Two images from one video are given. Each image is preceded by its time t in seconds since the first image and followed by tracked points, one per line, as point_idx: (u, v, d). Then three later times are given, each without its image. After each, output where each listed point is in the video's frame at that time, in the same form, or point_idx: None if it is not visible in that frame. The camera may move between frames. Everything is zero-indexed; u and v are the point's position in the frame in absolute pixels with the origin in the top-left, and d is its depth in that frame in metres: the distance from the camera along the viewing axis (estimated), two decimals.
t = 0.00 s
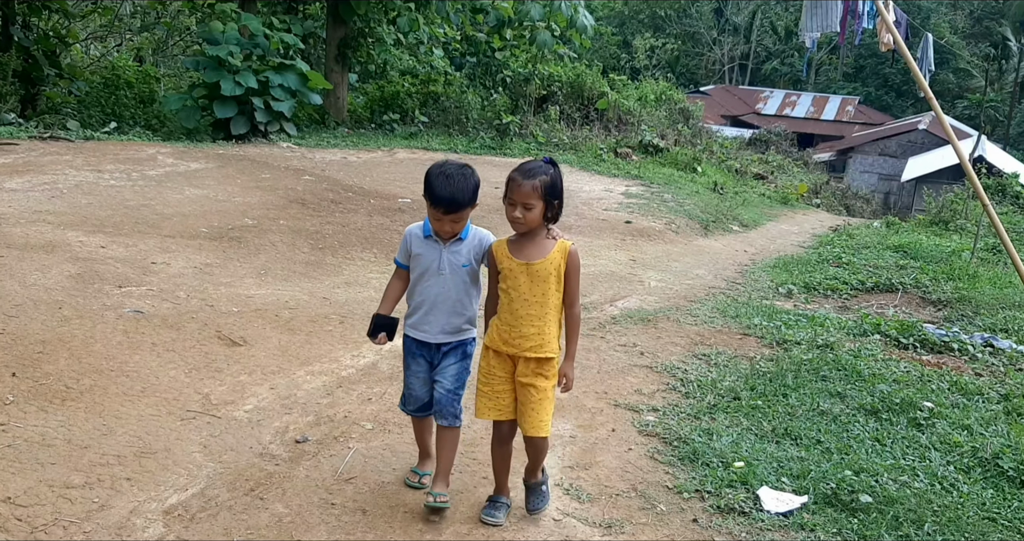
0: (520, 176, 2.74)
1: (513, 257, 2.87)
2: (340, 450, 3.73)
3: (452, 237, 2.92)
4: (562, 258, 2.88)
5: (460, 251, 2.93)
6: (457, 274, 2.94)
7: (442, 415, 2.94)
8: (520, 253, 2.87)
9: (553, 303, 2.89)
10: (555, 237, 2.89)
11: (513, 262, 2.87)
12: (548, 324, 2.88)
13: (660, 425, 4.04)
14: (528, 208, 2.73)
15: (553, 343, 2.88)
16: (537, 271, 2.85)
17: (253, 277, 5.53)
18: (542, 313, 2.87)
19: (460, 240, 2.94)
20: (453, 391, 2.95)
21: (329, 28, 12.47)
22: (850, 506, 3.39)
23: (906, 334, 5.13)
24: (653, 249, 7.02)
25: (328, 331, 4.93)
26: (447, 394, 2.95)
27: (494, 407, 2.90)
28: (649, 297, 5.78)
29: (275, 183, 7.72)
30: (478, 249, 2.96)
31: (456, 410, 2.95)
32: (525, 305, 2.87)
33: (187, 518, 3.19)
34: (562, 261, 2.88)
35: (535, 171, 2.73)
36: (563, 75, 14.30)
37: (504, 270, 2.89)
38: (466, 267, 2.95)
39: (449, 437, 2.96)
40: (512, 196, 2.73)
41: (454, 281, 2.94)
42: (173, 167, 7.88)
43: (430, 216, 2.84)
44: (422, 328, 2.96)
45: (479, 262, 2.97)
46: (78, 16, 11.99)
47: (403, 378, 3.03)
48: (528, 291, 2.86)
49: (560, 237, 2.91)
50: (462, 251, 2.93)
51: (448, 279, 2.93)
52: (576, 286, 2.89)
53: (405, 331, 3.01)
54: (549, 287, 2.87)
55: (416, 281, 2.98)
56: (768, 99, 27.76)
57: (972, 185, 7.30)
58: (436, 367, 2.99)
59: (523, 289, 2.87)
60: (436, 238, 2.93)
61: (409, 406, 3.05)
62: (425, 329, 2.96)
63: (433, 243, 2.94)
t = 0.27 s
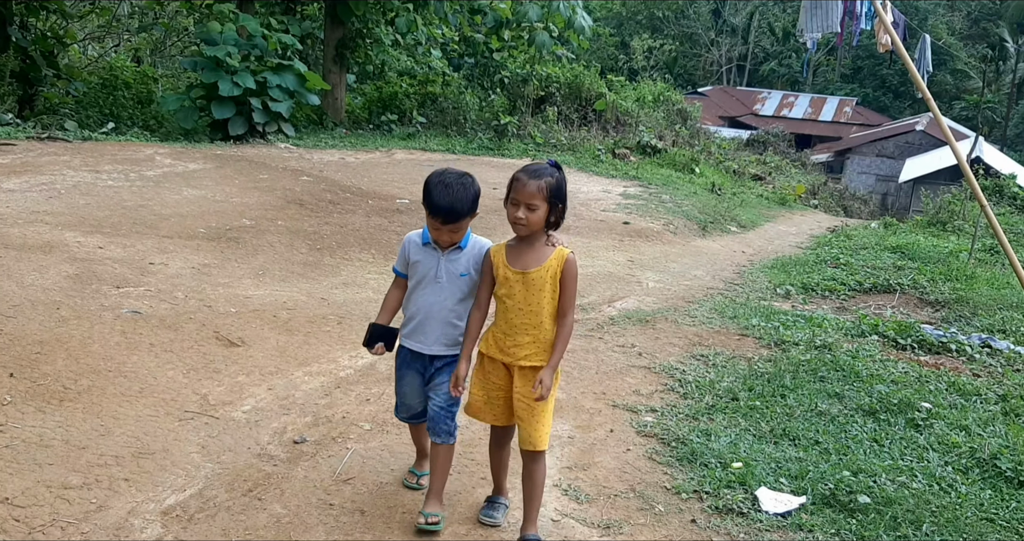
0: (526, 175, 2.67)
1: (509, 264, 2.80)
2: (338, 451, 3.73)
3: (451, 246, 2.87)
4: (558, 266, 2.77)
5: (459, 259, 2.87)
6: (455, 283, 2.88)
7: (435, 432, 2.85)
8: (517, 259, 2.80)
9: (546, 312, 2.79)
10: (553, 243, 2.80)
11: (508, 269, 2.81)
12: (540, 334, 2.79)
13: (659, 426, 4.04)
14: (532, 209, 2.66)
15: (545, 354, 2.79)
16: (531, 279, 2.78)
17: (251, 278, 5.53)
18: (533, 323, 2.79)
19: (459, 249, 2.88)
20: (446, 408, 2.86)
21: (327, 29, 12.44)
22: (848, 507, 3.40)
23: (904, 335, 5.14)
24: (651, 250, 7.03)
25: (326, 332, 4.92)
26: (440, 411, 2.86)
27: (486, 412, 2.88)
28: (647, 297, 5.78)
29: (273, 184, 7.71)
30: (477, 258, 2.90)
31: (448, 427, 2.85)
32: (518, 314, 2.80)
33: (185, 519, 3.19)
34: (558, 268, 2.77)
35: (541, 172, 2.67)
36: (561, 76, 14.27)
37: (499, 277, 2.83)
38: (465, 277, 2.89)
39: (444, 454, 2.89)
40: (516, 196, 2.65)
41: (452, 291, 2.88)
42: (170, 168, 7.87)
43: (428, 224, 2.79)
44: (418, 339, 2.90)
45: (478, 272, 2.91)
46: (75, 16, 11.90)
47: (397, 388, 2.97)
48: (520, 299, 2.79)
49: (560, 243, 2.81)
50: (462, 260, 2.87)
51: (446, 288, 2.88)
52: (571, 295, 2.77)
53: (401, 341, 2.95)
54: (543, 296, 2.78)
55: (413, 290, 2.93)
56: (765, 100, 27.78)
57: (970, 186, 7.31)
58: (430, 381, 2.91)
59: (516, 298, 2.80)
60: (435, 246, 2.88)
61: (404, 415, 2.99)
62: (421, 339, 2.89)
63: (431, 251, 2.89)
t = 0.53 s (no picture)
0: (538, 178, 2.66)
1: (512, 269, 2.78)
2: (337, 451, 3.73)
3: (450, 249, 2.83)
4: (559, 276, 2.73)
5: (458, 262, 2.83)
6: (454, 287, 2.83)
7: (439, 443, 2.83)
8: (521, 265, 2.77)
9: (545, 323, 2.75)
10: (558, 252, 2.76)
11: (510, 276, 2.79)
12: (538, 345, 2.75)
13: (658, 426, 4.04)
14: (543, 213, 2.64)
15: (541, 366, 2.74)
16: (530, 287, 2.75)
17: (250, 279, 5.53)
18: (531, 334, 2.75)
19: (459, 252, 2.84)
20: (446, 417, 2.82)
21: (325, 29, 12.45)
22: (847, 507, 3.40)
23: (903, 335, 5.14)
24: (650, 250, 7.03)
25: (325, 332, 4.92)
26: (441, 421, 2.82)
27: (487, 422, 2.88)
28: (645, 298, 5.78)
29: (272, 184, 7.71)
30: (478, 261, 2.85)
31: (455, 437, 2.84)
32: (517, 323, 2.77)
33: (184, 519, 3.18)
34: (559, 279, 2.73)
35: (552, 176, 2.66)
36: (559, 76, 14.27)
37: (501, 284, 2.81)
38: (464, 281, 2.84)
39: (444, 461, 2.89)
40: (526, 198, 2.65)
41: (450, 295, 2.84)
42: (169, 168, 7.87)
43: (428, 228, 2.76)
44: (414, 344, 2.85)
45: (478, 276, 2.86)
46: (73, 17, 11.90)
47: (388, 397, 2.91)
48: (519, 308, 2.76)
49: (566, 254, 2.77)
50: (462, 263, 2.83)
51: (444, 292, 2.83)
52: (570, 307, 2.71)
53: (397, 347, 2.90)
54: (542, 307, 2.74)
55: (411, 293, 2.89)
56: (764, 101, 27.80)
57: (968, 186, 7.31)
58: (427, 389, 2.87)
59: (514, 307, 2.77)
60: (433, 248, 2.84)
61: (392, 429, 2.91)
62: (417, 345, 2.85)
63: (430, 253, 2.85)
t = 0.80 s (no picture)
0: (549, 177, 2.64)
1: (518, 270, 2.72)
2: (336, 453, 3.70)
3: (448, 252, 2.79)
4: (569, 282, 2.68)
5: (455, 265, 2.78)
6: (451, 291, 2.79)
7: (442, 450, 2.84)
8: (528, 266, 2.71)
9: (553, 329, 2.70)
10: (566, 255, 2.72)
11: (516, 277, 2.72)
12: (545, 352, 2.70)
13: (658, 426, 4.02)
14: (553, 211, 2.61)
15: (548, 372, 2.70)
16: (538, 291, 2.69)
17: (248, 279, 5.49)
18: (538, 340, 2.70)
19: (457, 257, 2.79)
20: (450, 425, 2.82)
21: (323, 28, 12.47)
22: (849, 507, 3.37)
23: (904, 334, 5.12)
24: (650, 250, 7.00)
25: (323, 333, 4.89)
26: (445, 429, 2.83)
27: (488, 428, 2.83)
28: (646, 297, 5.75)
29: (269, 184, 7.67)
30: (475, 265, 2.80)
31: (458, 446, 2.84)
32: (523, 327, 2.72)
33: (181, 521, 3.16)
34: (569, 284, 2.68)
35: (563, 175, 2.64)
36: (558, 75, 14.34)
37: (506, 285, 2.74)
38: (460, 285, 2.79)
39: (443, 469, 2.89)
40: (536, 196, 2.62)
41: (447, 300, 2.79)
42: (167, 168, 7.83)
43: (424, 233, 2.72)
44: (412, 350, 2.80)
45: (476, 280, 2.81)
46: (69, 16, 11.89)
47: (384, 405, 2.80)
48: (526, 313, 2.70)
49: (574, 257, 2.73)
50: (459, 267, 2.78)
51: (441, 297, 2.79)
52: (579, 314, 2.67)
53: (392, 352, 2.85)
54: (550, 312, 2.69)
55: (408, 297, 2.85)
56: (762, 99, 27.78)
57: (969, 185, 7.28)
58: (427, 396, 2.82)
59: (521, 311, 2.71)
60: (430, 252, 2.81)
61: (386, 439, 2.79)
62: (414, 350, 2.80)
63: (427, 257, 2.82)
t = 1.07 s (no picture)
0: (550, 180, 2.66)
1: (519, 273, 2.72)
2: (335, 453, 3.72)
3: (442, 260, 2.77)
4: (572, 287, 2.68)
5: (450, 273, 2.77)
6: (446, 300, 2.78)
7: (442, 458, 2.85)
8: (529, 270, 2.72)
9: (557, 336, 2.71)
10: (566, 260, 2.73)
11: (517, 282, 2.71)
12: (550, 358, 2.70)
13: (656, 425, 4.04)
14: (553, 214, 2.62)
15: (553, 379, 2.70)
16: (540, 296, 2.69)
17: (247, 280, 5.51)
18: (543, 346, 2.69)
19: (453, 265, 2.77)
20: (450, 434, 2.83)
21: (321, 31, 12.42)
22: (846, 505, 3.39)
23: (900, 333, 5.14)
24: (648, 250, 7.02)
25: (322, 334, 4.91)
26: (444, 438, 2.83)
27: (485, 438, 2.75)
28: (643, 297, 5.77)
29: (268, 186, 7.69)
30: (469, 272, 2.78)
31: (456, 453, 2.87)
32: (525, 333, 2.71)
33: (182, 521, 3.18)
34: (571, 290, 2.68)
35: (564, 179, 2.66)
36: (555, 77, 14.33)
37: (507, 290, 2.73)
38: (456, 293, 2.78)
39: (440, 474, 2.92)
40: (535, 199, 2.64)
41: (443, 309, 2.78)
42: (166, 170, 7.85)
43: (416, 243, 2.71)
44: (409, 359, 2.79)
45: (471, 287, 2.80)
46: (68, 19, 11.87)
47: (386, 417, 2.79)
48: (528, 318, 2.70)
49: (574, 262, 2.74)
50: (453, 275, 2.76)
51: (437, 305, 2.78)
52: (584, 319, 2.69)
53: (389, 361, 2.84)
54: (554, 318, 2.69)
55: (404, 306, 2.84)
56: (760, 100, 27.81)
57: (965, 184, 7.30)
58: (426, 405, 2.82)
59: (523, 317, 2.70)
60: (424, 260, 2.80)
61: (388, 450, 2.78)
62: (411, 359, 2.79)
63: (420, 265, 2.81)
